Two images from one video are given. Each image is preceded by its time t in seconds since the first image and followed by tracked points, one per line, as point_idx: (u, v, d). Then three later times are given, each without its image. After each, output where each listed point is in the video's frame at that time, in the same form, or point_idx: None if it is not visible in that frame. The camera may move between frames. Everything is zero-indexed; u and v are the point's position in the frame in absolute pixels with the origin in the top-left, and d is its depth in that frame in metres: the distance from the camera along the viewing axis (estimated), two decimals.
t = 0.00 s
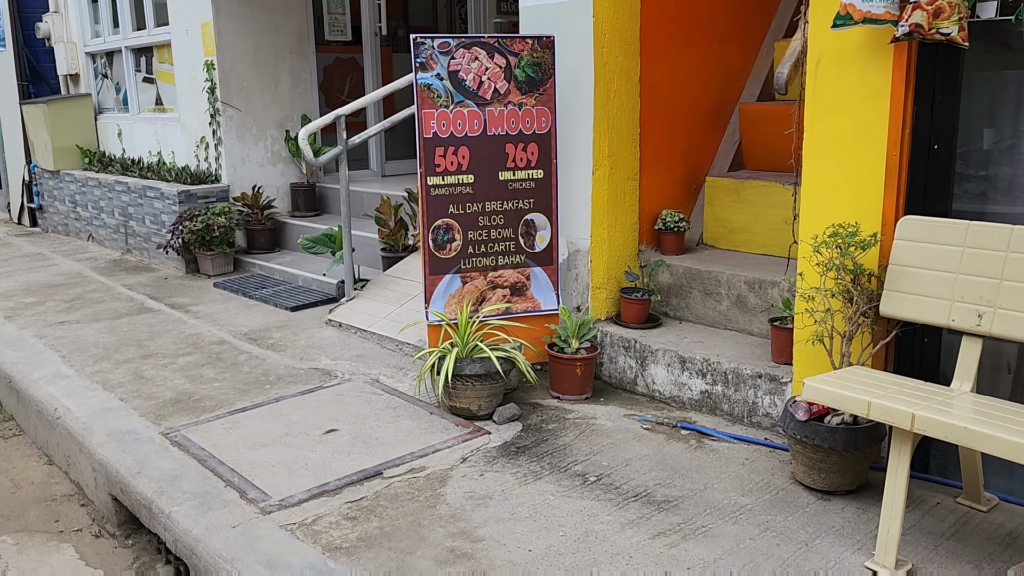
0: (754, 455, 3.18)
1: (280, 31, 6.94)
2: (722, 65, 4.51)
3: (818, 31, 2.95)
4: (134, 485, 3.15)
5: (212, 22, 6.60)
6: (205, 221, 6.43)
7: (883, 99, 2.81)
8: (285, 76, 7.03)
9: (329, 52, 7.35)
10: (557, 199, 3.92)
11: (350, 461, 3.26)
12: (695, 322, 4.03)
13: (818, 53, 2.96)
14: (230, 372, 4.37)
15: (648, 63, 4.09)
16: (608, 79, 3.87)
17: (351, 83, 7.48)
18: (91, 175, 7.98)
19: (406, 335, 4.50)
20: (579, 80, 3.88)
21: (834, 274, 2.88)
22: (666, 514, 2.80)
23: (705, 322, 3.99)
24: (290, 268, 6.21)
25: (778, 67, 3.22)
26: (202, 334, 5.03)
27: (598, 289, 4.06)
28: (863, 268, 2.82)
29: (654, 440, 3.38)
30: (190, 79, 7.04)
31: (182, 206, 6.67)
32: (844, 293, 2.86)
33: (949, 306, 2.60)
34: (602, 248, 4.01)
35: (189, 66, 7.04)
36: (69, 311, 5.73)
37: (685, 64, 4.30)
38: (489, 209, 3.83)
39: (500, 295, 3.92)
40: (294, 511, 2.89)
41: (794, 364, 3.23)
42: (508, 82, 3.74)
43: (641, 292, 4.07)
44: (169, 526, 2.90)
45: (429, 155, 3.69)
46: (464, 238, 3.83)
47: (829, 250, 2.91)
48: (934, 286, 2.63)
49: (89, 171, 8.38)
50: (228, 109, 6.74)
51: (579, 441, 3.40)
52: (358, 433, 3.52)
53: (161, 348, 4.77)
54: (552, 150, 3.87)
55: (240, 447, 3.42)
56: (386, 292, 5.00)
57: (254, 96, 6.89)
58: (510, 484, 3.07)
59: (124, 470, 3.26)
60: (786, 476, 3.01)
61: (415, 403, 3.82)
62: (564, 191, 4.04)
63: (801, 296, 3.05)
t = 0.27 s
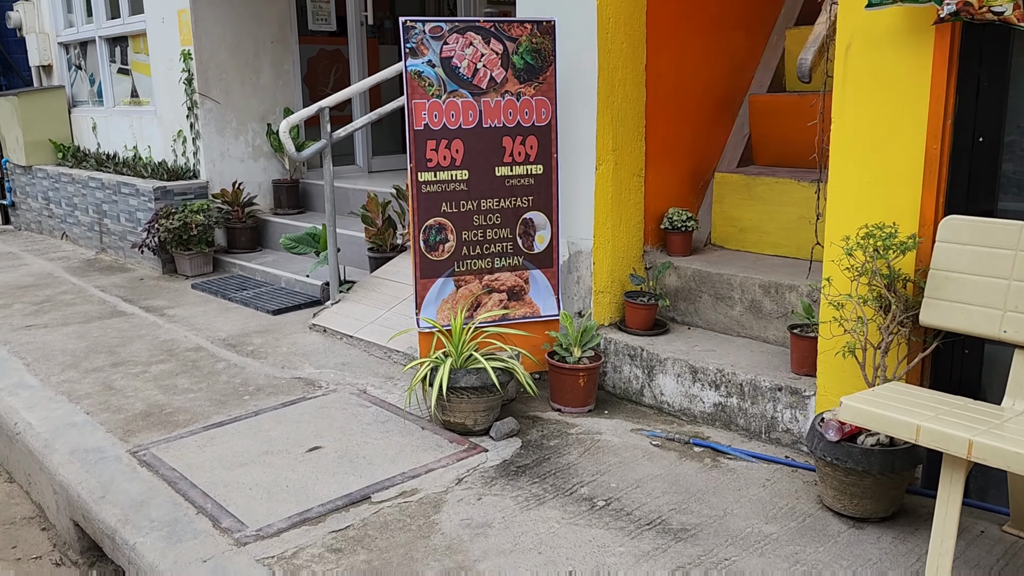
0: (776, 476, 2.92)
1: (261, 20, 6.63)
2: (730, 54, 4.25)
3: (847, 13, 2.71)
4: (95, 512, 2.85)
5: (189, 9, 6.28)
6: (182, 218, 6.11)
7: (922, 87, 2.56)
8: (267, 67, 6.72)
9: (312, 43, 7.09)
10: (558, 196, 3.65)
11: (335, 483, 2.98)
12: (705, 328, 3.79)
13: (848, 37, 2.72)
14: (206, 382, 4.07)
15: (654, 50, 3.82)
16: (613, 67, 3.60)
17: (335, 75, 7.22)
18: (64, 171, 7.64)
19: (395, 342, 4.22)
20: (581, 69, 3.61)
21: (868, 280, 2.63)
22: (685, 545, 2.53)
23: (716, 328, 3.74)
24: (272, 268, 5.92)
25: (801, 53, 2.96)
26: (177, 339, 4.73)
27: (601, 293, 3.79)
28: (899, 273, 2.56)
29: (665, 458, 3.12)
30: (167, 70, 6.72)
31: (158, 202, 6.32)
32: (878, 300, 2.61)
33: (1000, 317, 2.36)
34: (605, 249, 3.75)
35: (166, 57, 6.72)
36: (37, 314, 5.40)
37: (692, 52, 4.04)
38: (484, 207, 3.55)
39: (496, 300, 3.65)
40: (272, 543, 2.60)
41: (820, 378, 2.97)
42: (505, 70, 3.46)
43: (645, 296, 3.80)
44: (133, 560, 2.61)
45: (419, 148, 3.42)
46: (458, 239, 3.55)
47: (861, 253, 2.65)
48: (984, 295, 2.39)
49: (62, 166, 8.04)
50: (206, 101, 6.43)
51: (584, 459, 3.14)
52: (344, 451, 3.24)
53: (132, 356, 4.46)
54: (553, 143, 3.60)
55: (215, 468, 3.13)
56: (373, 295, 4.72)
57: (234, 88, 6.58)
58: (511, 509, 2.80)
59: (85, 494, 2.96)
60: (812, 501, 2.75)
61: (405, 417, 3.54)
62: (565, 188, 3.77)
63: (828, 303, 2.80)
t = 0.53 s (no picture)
0: (804, 505, 2.66)
1: (246, 8, 6.32)
2: (744, 42, 3.97)
3: None
4: (52, 548, 2.57)
5: None
6: (163, 216, 5.82)
7: (973, 77, 2.28)
8: (252, 57, 6.42)
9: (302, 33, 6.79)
10: (562, 196, 3.37)
11: (319, 514, 2.70)
12: (718, 337, 3.51)
13: (886, 22, 2.45)
14: (182, 395, 3.79)
15: (665, 38, 3.54)
16: (621, 56, 3.32)
17: (326, 67, 6.94)
18: (42, 166, 7.33)
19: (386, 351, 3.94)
20: (586, 57, 3.32)
21: (910, 291, 2.37)
22: None
23: (730, 337, 3.47)
24: (258, 269, 5.63)
25: (831, 40, 2.69)
26: (155, 347, 4.45)
27: (608, 300, 3.52)
28: (946, 284, 2.30)
29: (680, 484, 2.85)
30: (147, 60, 6.41)
31: (138, 200, 6.02)
32: (922, 314, 2.34)
33: None
34: (612, 252, 3.48)
35: (146, 46, 6.40)
36: (7, 318, 5.10)
37: (705, 40, 3.76)
38: (482, 207, 3.28)
39: (495, 308, 3.38)
40: None
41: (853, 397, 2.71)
42: (505, 58, 3.17)
43: (654, 303, 3.54)
44: None
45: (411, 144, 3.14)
46: (454, 242, 3.27)
47: (902, 261, 2.39)
48: None
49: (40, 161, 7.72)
50: (188, 93, 6.13)
51: (592, 484, 2.87)
52: (329, 476, 2.96)
53: (105, 365, 4.17)
54: (556, 138, 3.32)
55: (187, 496, 2.85)
56: (364, 299, 4.44)
57: (218, 79, 6.27)
58: (514, 544, 2.53)
59: (42, 527, 2.68)
60: (846, 535, 2.49)
61: (396, 435, 3.27)
62: (569, 187, 3.50)
63: (865, 316, 2.54)
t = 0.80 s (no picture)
0: (842, 541, 2.41)
1: None
2: (767, 32, 3.71)
3: None
4: None
5: None
6: (149, 215, 5.55)
7: None
8: (244, 49, 6.15)
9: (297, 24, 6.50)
10: (572, 197, 3.11)
11: (306, 549, 2.45)
12: (740, 349, 3.27)
13: (941, 6, 2.19)
14: (163, 409, 3.53)
15: (684, 26, 3.27)
16: (638, 46, 3.05)
17: (322, 59, 6.66)
18: (27, 161, 7.06)
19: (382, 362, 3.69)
20: (600, 47, 3.06)
21: (968, 309, 2.12)
22: None
23: (754, 350, 3.22)
24: (248, 270, 5.37)
25: (875, 26, 2.42)
26: (136, 355, 4.19)
27: (621, 309, 3.27)
28: (1011, 301, 2.05)
29: (703, 514, 2.60)
30: (134, 51, 6.14)
31: (124, 198, 5.76)
32: (983, 334, 2.09)
33: None
34: (626, 258, 3.22)
35: (133, 37, 6.13)
36: None
37: (725, 29, 3.49)
38: (486, 209, 3.02)
39: (500, 318, 3.13)
40: None
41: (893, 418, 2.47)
42: (512, 48, 2.91)
43: (671, 312, 3.28)
44: None
45: (409, 140, 2.88)
46: (455, 247, 3.02)
47: (959, 274, 2.14)
48: None
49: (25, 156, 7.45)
50: (176, 85, 5.85)
51: (607, 514, 2.62)
52: (318, 504, 2.71)
53: (82, 375, 3.91)
54: (567, 135, 3.06)
55: (162, 527, 2.59)
56: (359, 305, 4.18)
57: (208, 71, 6.00)
58: None
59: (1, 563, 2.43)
60: None
61: (393, 457, 3.02)
62: (579, 187, 3.24)
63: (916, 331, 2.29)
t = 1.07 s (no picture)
0: None
1: None
2: (802, 21, 3.44)
3: None
4: None
5: None
6: (145, 215, 5.32)
7: None
8: (245, 41, 5.90)
9: (301, 17, 6.25)
10: (595, 200, 2.86)
11: None
12: (776, 365, 3.03)
13: None
14: (154, 426, 3.30)
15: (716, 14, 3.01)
16: (666, 36, 2.79)
17: (328, 53, 6.41)
18: (22, 158, 6.83)
19: (389, 375, 3.45)
20: (625, 37, 2.80)
21: None
22: None
23: (791, 366, 2.98)
24: (249, 273, 5.14)
25: (937, 12, 2.16)
26: (129, 365, 3.95)
27: (648, 321, 3.02)
28: None
29: (743, 552, 2.36)
30: (131, 44, 5.90)
31: (120, 198, 5.53)
32: None
33: None
34: (652, 266, 2.97)
35: (129, 29, 5.89)
36: None
37: (760, 17, 3.22)
38: (502, 214, 2.77)
39: (516, 332, 2.89)
40: None
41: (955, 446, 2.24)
42: (529, 37, 2.66)
43: (700, 324, 3.04)
44: None
45: (417, 138, 2.64)
46: (467, 255, 2.77)
47: None
48: None
49: (22, 153, 7.23)
50: (174, 79, 5.62)
51: (636, 550, 2.38)
52: (318, 537, 2.48)
53: (70, 389, 3.68)
54: (589, 132, 2.80)
55: (145, 565, 2.36)
56: (364, 313, 3.95)
57: (207, 65, 5.76)
58: None
59: None
60: None
61: (400, 483, 2.78)
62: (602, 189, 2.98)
63: (986, 355, 2.07)
